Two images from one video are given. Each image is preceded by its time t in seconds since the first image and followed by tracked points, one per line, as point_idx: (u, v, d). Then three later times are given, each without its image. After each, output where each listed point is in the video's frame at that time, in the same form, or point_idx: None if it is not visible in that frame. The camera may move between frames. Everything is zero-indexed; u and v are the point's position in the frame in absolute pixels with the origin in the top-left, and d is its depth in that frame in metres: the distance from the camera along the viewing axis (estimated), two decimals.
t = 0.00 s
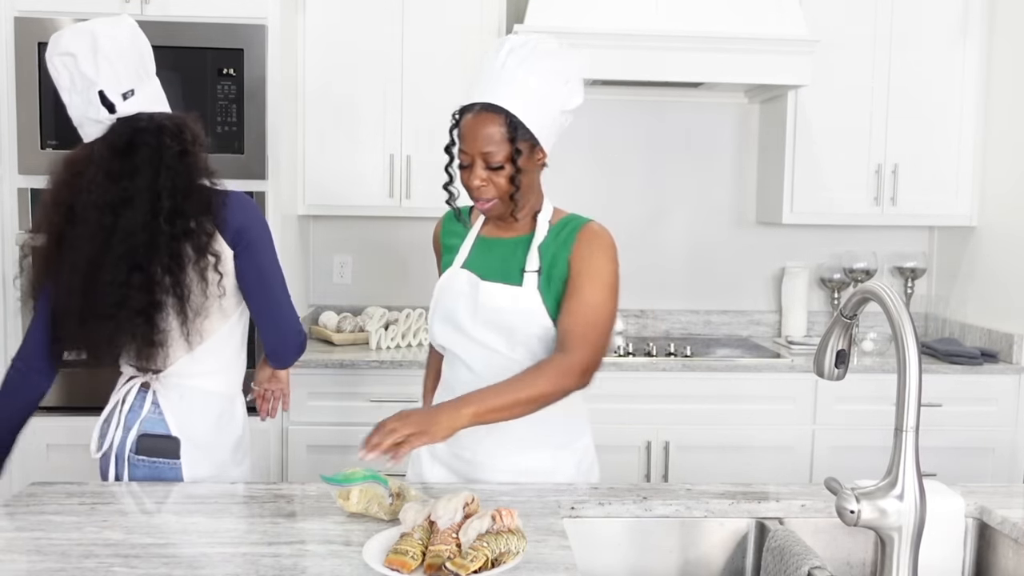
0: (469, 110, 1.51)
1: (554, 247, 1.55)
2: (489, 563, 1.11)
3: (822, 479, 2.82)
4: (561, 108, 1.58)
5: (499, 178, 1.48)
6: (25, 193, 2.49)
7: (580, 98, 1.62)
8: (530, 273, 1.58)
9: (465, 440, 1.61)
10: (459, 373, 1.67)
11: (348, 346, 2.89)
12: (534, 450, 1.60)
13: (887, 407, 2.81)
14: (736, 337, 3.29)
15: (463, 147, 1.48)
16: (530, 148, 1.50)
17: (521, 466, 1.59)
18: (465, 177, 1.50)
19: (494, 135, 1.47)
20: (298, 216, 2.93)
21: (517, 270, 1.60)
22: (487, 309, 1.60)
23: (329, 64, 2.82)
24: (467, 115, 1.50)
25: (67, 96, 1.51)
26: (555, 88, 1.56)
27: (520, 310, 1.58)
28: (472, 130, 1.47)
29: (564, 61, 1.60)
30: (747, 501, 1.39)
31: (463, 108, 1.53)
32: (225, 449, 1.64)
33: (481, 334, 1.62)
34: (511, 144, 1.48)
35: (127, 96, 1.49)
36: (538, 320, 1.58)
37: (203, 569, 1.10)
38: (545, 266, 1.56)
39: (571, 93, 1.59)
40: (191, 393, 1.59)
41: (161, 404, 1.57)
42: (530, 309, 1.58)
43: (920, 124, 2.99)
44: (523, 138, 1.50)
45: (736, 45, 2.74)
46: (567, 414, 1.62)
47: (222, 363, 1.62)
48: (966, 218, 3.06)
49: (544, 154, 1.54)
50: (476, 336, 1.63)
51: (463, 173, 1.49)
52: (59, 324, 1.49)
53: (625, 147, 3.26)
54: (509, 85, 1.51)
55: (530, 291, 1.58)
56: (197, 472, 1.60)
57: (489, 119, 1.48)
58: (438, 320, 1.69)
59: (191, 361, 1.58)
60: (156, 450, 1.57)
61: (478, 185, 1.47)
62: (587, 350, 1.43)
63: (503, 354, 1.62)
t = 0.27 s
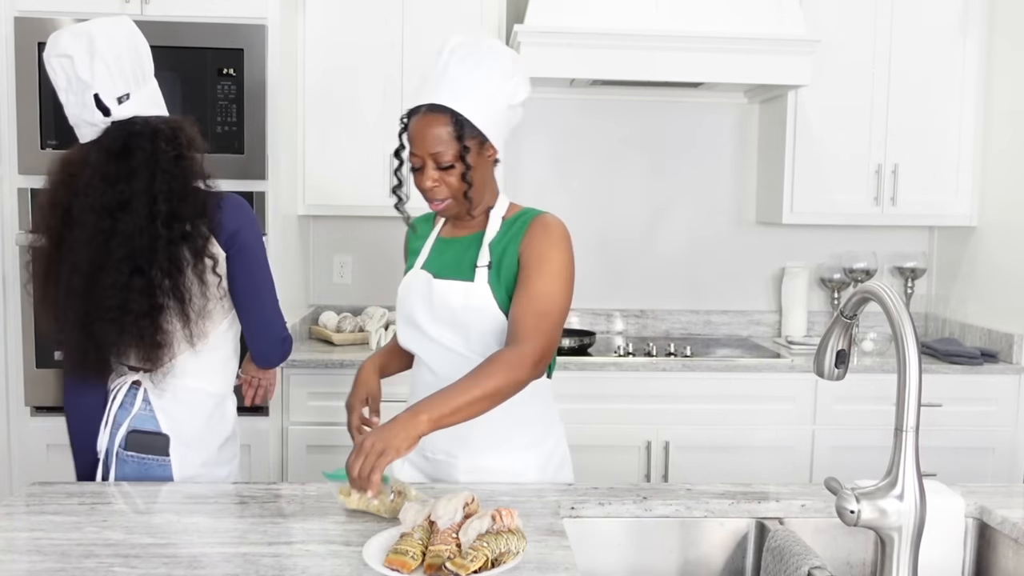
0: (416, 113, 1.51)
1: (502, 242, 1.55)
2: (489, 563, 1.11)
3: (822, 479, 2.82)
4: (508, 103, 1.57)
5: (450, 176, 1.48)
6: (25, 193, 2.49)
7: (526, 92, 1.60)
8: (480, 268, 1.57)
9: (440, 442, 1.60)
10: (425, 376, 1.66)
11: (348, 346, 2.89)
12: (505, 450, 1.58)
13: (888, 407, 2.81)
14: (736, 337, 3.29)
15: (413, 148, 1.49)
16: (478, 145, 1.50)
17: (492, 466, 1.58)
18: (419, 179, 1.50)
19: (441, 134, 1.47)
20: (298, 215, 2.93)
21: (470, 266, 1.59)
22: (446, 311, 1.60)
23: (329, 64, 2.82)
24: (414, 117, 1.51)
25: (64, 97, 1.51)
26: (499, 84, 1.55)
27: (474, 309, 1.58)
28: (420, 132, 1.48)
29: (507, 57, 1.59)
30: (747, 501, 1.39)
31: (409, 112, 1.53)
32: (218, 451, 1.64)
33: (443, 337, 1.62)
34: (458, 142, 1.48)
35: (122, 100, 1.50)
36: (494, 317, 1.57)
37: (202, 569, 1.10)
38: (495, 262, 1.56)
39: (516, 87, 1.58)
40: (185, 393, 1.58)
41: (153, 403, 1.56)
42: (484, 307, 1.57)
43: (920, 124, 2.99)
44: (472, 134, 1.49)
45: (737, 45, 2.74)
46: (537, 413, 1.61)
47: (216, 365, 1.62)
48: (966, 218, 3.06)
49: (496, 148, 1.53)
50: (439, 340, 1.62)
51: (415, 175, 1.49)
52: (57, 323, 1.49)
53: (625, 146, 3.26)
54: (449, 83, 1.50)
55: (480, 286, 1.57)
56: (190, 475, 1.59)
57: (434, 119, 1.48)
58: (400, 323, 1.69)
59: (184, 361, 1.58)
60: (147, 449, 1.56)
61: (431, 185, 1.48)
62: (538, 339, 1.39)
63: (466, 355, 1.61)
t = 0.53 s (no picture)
0: (386, 121, 1.52)
1: (497, 238, 1.58)
2: (489, 563, 1.11)
3: (822, 478, 2.82)
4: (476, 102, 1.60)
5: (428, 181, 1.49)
6: (25, 193, 2.49)
7: (491, 89, 1.63)
8: (480, 263, 1.58)
9: (432, 442, 1.58)
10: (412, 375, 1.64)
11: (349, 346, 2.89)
12: (495, 447, 1.58)
13: (888, 407, 2.81)
14: (736, 337, 3.29)
15: (388, 157, 1.48)
16: (453, 145, 1.52)
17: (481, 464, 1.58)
18: (395, 187, 1.50)
19: (416, 140, 1.48)
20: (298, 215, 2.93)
21: (466, 261, 1.60)
22: (443, 306, 1.60)
23: (328, 64, 2.82)
24: (386, 126, 1.51)
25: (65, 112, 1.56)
26: (465, 84, 1.57)
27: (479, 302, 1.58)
28: (394, 140, 1.48)
29: (471, 56, 1.60)
30: (746, 501, 1.39)
31: (380, 119, 1.54)
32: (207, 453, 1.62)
33: (436, 333, 1.61)
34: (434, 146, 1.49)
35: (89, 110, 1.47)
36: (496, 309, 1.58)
37: (202, 569, 1.10)
38: (492, 256, 1.58)
39: (482, 87, 1.60)
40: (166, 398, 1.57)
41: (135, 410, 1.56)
42: (488, 299, 1.58)
43: (921, 123, 2.99)
44: (446, 138, 1.52)
45: (737, 45, 2.74)
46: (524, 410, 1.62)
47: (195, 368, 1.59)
48: (966, 218, 3.06)
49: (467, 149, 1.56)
50: (430, 336, 1.61)
51: (392, 183, 1.50)
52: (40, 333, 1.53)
53: (625, 146, 3.26)
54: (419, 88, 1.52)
55: (483, 279, 1.58)
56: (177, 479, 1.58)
57: (407, 126, 1.48)
58: (386, 324, 1.65)
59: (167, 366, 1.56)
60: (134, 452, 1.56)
61: (412, 191, 1.48)
62: (557, 332, 1.51)
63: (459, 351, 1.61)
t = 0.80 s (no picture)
0: (396, 120, 1.51)
1: (505, 234, 1.60)
2: (489, 563, 1.11)
3: (822, 478, 2.82)
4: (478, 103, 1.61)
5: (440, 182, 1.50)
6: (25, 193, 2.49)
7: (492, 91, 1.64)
8: (494, 258, 1.59)
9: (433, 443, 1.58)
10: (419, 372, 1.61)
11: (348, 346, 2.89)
12: (499, 446, 1.59)
13: (887, 407, 2.81)
14: (736, 337, 3.29)
15: (398, 156, 1.48)
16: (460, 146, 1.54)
17: (485, 462, 1.58)
18: (404, 187, 1.50)
19: (429, 140, 1.48)
20: (299, 215, 2.93)
21: (479, 257, 1.61)
22: (460, 300, 1.60)
23: (328, 65, 2.82)
24: (395, 125, 1.50)
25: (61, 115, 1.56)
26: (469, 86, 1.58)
27: (494, 297, 1.59)
28: (406, 140, 1.48)
29: (472, 58, 1.62)
30: (747, 501, 1.39)
31: (386, 119, 1.54)
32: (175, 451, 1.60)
33: (451, 328, 1.60)
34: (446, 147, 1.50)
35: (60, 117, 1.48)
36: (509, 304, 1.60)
37: (202, 570, 1.10)
38: (504, 251, 1.60)
39: (484, 88, 1.62)
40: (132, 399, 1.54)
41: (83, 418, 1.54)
42: (502, 295, 1.59)
43: (921, 123, 2.99)
44: (457, 140, 1.53)
45: (737, 45, 2.74)
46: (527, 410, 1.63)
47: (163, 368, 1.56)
48: (966, 218, 3.06)
49: (472, 152, 1.58)
50: (445, 331, 1.60)
51: (402, 183, 1.49)
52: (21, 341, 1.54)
53: (625, 147, 3.26)
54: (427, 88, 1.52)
55: (498, 274, 1.59)
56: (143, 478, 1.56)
57: (421, 125, 1.49)
58: (393, 321, 1.62)
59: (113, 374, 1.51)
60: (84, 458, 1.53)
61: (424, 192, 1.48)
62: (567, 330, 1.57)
63: (472, 347, 1.60)
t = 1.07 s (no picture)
0: (398, 119, 1.51)
1: (502, 233, 1.60)
2: (489, 563, 1.11)
3: (821, 478, 2.82)
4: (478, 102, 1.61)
5: (440, 181, 1.49)
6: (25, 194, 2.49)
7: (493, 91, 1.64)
8: (490, 259, 1.58)
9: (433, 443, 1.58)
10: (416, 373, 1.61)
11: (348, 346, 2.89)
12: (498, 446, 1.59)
13: (887, 406, 2.81)
14: (736, 337, 3.29)
15: (400, 156, 1.47)
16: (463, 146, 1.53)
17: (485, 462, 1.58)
18: (405, 187, 1.49)
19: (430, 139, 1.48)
20: (299, 215, 2.93)
21: (477, 258, 1.60)
22: (457, 300, 1.58)
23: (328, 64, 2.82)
24: (396, 125, 1.49)
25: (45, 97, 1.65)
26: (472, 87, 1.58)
27: (491, 298, 1.58)
28: (409, 139, 1.48)
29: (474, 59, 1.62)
30: (746, 501, 1.39)
31: (388, 118, 1.53)
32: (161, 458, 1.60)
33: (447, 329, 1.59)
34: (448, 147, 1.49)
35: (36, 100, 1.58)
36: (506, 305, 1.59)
37: (202, 569, 1.10)
38: (500, 251, 1.59)
39: (484, 87, 1.62)
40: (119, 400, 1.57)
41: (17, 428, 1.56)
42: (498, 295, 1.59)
43: (921, 123, 2.99)
44: (458, 139, 1.52)
45: (737, 45, 2.74)
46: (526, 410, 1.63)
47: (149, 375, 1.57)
48: (966, 218, 3.06)
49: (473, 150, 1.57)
50: (441, 332, 1.59)
51: (403, 182, 1.49)
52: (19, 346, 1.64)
53: (625, 147, 3.26)
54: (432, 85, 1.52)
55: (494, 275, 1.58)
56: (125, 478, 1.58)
57: (423, 125, 1.49)
58: (390, 324, 1.61)
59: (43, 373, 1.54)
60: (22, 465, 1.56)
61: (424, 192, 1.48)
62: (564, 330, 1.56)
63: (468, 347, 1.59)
